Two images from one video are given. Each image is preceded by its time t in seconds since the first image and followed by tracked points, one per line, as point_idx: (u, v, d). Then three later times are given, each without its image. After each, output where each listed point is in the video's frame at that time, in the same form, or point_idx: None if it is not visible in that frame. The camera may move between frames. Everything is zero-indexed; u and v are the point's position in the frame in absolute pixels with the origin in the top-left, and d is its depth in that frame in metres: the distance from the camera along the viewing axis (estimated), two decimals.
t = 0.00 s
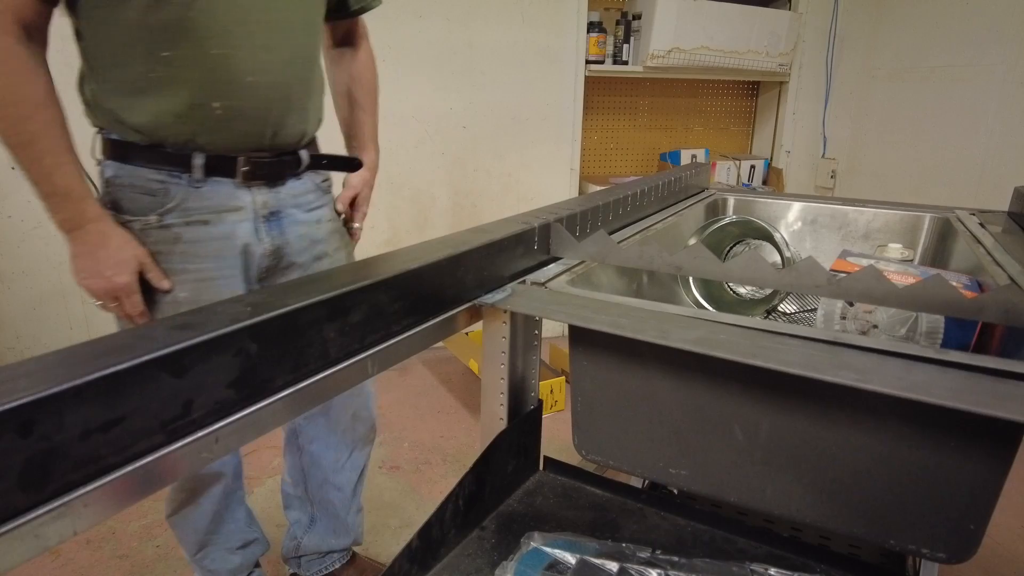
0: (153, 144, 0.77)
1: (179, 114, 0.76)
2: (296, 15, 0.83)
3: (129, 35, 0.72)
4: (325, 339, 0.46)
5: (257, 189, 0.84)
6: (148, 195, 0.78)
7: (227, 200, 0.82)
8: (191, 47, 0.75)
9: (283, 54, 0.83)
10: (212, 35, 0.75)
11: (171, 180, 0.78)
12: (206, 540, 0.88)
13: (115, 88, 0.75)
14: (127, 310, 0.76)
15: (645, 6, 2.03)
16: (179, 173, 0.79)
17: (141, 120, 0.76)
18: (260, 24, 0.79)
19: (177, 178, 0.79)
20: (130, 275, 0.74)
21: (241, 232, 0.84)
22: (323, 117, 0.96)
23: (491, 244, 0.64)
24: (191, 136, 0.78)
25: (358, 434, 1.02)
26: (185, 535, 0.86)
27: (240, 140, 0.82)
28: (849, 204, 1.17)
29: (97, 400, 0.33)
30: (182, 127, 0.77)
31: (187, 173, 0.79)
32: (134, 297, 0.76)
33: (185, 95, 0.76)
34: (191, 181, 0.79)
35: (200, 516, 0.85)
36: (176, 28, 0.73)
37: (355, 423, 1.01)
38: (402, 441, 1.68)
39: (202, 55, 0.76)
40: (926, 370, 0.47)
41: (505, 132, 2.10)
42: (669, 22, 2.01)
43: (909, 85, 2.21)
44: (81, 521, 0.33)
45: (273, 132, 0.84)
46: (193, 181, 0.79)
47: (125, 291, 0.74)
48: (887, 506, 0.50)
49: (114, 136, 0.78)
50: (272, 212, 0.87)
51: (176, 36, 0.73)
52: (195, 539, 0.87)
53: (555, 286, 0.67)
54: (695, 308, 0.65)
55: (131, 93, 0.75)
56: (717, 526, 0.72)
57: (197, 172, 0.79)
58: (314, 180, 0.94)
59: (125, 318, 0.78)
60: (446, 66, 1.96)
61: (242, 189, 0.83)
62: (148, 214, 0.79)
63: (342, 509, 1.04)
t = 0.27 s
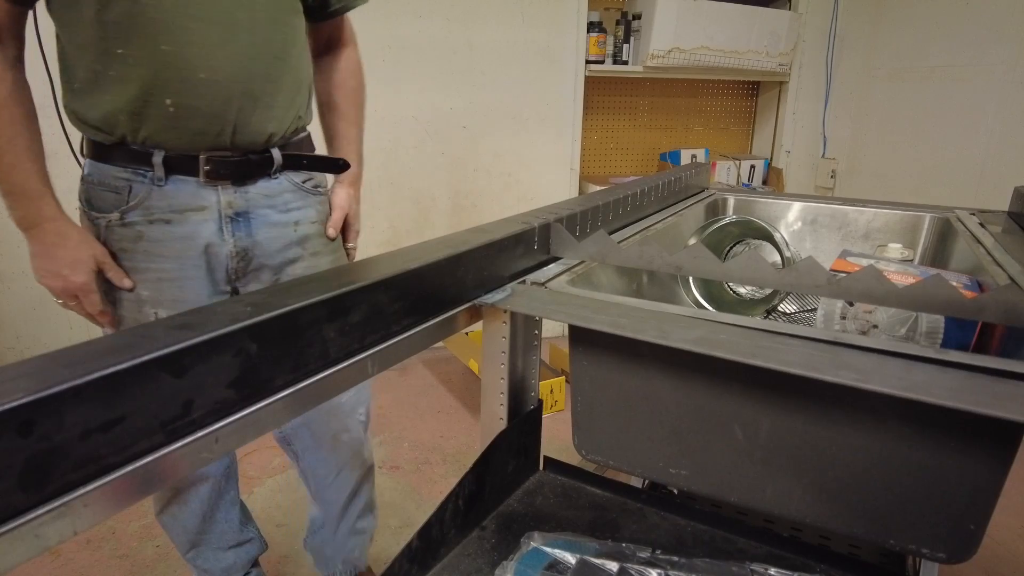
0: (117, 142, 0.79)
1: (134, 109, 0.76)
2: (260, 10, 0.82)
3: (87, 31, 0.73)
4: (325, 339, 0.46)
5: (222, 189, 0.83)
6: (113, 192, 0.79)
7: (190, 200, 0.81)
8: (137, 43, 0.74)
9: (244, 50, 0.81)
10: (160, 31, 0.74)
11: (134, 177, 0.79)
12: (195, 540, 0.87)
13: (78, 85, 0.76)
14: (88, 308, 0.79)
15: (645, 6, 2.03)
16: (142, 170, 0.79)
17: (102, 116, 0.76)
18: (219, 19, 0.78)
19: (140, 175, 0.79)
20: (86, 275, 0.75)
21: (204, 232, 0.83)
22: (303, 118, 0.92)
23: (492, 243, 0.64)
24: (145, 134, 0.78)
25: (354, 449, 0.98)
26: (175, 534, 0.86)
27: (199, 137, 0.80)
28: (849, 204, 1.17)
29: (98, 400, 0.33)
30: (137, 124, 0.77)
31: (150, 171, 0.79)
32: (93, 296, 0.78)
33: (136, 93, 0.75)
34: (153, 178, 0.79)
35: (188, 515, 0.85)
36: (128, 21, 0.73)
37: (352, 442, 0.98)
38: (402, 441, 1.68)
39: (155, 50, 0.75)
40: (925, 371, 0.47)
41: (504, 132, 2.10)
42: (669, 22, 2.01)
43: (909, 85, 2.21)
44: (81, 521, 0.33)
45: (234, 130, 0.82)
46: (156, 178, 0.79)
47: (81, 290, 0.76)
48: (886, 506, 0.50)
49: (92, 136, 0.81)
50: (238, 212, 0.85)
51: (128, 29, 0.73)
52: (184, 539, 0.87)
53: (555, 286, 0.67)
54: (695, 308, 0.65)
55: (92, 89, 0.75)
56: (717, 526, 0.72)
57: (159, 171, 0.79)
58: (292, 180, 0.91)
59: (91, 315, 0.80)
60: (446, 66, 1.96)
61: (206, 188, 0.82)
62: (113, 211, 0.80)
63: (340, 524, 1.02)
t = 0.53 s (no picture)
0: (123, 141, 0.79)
1: (133, 110, 0.76)
2: (256, 4, 0.79)
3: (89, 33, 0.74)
4: (325, 339, 0.46)
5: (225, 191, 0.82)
6: (117, 190, 0.80)
7: (190, 201, 0.81)
8: (128, 43, 0.74)
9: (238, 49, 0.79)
10: (147, 30, 0.74)
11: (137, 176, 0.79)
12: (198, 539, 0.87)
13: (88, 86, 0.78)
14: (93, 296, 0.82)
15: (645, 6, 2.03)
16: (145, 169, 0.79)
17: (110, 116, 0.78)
18: (211, 16, 0.76)
19: (144, 174, 0.79)
20: (84, 268, 0.78)
21: (203, 232, 0.83)
22: (311, 117, 0.90)
23: (492, 242, 0.64)
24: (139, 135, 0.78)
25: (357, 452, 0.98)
26: (179, 532, 0.86)
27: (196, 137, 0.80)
28: (849, 204, 1.17)
29: (98, 400, 0.33)
30: (132, 124, 0.77)
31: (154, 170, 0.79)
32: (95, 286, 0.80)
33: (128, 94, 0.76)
34: (156, 178, 0.79)
35: (192, 514, 0.85)
36: (122, 23, 0.73)
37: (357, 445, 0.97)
38: (402, 441, 1.68)
39: (149, 51, 0.74)
40: (926, 371, 0.47)
41: (504, 132, 2.10)
42: (669, 22, 2.01)
43: (908, 85, 2.21)
44: (81, 521, 0.33)
45: (227, 129, 0.81)
46: (159, 178, 0.80)
47: (82, 280, 0.79)
48: (886, 506, 0.50)
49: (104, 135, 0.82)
50: (239, 214, 0.84)
51: (123, 31, 0.73)
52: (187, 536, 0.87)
53: (555, 286, 0.67)
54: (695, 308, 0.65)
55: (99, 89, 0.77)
56: (717, 526, 0.72)
57: (162, 170, 0.79)
58: (299, 182, 0.88)
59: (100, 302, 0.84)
60: (446, 66, 1.96)
61: (208, 188, 0.81)
62: (116, 208, 0.80)
63: (341, 532, 1.01)
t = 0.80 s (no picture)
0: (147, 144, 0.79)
1: (159, 112, 0.76)
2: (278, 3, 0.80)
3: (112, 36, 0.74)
4: (325, 339, 0.46)
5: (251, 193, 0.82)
6: (141, 193, 0.79)
7: (216, 202, 0.80)
8: (157, 39, 0.73)
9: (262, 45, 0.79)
10: (177, 28, 0.74)
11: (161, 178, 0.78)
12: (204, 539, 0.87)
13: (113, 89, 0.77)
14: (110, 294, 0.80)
15: (645, 6, 2.03)
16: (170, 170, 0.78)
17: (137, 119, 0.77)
18: (235, 13, 0.76)
19: (169, 175, 0.78)
20: (104, 266, 0.76)
21: (231, 233, 0.82)
22: (333, 114, 0.90)
23: (492, 242, 0.64)
24: (168, 136, 0.77)
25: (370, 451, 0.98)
26: (187, 532, 0.86)
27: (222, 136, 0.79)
28: (849, 204, 1.17)
29: (97, 400, 0.33)
30: (160, 123, 0.77)
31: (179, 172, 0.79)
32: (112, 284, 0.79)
33: (158, 92, 0.75)
34: (182, 180, 0.79)
35: (201, 515, 0.85)
36: (144, 24, 0.73)
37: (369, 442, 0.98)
38: (402, 441, 1.68)
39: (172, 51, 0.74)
40: (926, 371, 0.47)
41: (504, 132, 2.10)
42: (669, 22, 2.01)
43: (908, 85, 2.21)
44: (81, 521, 0.33)
45: (256, 126, 0.81)
46: (184, 180, 0.79)
47: (101, 277, 0.77)
48: (887, 506, 0.50)
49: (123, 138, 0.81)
50: (266, 214, 0.84)
51: (147, 32, 0.73)
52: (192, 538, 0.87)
53: (555, 286, 0.67)
54: (695, 308, 0.65)
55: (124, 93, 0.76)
56: (717, 526, 0.72)
57: (188, 172, 0.78)
58: (324, 181, 0.89)
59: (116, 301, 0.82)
60: (446, 66, 1.96)
61: (234, 189, 0.81)
62: (140, 211, 0.79)
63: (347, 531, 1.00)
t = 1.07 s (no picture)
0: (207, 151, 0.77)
1: (227, 116, 0.76)
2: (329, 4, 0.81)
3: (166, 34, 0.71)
4: (325, 339, 0.46)
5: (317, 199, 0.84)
6: (206, 206, 0.78)
7: (285, 209, 0.81)
8: (235, 41, 0.74)
9: (323, 46, 0.81)
10: (256, 30, 0.75)
11: (228, 189, 0.78)
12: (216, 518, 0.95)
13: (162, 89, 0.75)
14: (116, 288, 0.65)
15: (645, 6, 2.03)
16: (236, 181, 0.78)
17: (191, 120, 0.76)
18: (300, 15, 0.78)
19: (235, 186, 0.78)
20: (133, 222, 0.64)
21: (300, 240, 0.84)
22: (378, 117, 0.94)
23: (492, 242, 0.64)
24: (246, 141, 0.79)
25: (392, 452, 1.05)
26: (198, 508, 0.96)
27: (285, 142, 0.81)
28: (849, 204, 1.17)
29: (97, 400, 0.33)
30: (238, 126, 0.77)
31: (244, 181, 0.78)
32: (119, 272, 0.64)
33: (237, 95, 0.76)
34: (249, 189, 0.79)
35: (209, 495, 0.94)
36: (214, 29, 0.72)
37: (389, 440, 1.04)
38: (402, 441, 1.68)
39: (238, 57, 0.74)
40: (927, 371, 0.47)
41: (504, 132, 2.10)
42: (669, 22, 2.01)
43: (908, 85, 2.21)
44: (81, 521, 0.33)
45: (326, 128, 0.84)
46: (251, 189, 0.79)
47: (125, 242, 0.64)
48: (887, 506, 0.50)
49: (174, 146, 0.78)
50: (332, 219, 0.86)
51: (221, 32, 0.72)
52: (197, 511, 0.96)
53: (555, 286, 0.67)
54: (695, 308, 0.65)
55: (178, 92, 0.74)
56: (717, 526, 0.72)
57: (256, 180, 0.78)
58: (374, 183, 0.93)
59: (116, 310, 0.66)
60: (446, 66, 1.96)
61: (303, 196, 0.82)
62: (207, 223, 0.78)
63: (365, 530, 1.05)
